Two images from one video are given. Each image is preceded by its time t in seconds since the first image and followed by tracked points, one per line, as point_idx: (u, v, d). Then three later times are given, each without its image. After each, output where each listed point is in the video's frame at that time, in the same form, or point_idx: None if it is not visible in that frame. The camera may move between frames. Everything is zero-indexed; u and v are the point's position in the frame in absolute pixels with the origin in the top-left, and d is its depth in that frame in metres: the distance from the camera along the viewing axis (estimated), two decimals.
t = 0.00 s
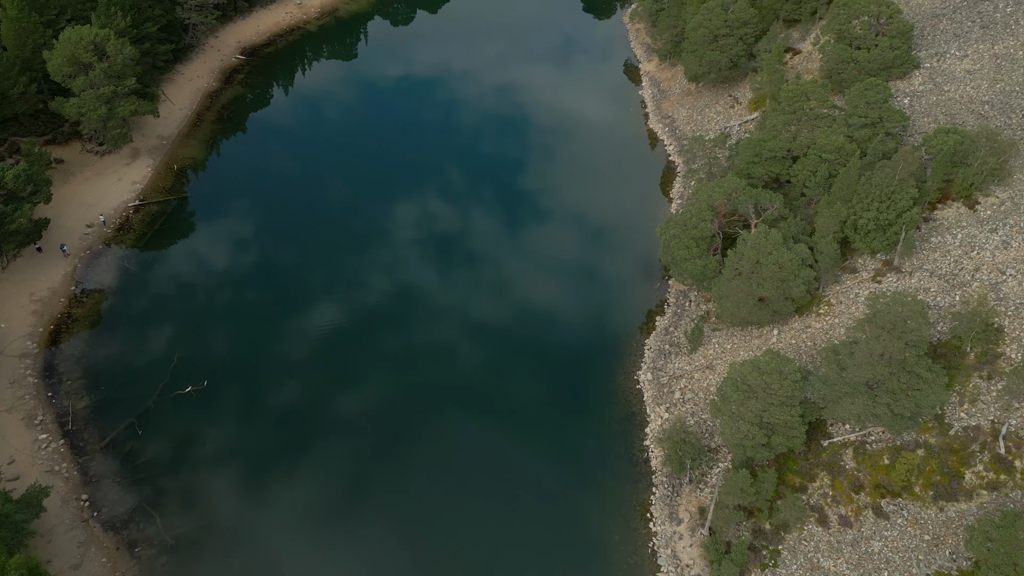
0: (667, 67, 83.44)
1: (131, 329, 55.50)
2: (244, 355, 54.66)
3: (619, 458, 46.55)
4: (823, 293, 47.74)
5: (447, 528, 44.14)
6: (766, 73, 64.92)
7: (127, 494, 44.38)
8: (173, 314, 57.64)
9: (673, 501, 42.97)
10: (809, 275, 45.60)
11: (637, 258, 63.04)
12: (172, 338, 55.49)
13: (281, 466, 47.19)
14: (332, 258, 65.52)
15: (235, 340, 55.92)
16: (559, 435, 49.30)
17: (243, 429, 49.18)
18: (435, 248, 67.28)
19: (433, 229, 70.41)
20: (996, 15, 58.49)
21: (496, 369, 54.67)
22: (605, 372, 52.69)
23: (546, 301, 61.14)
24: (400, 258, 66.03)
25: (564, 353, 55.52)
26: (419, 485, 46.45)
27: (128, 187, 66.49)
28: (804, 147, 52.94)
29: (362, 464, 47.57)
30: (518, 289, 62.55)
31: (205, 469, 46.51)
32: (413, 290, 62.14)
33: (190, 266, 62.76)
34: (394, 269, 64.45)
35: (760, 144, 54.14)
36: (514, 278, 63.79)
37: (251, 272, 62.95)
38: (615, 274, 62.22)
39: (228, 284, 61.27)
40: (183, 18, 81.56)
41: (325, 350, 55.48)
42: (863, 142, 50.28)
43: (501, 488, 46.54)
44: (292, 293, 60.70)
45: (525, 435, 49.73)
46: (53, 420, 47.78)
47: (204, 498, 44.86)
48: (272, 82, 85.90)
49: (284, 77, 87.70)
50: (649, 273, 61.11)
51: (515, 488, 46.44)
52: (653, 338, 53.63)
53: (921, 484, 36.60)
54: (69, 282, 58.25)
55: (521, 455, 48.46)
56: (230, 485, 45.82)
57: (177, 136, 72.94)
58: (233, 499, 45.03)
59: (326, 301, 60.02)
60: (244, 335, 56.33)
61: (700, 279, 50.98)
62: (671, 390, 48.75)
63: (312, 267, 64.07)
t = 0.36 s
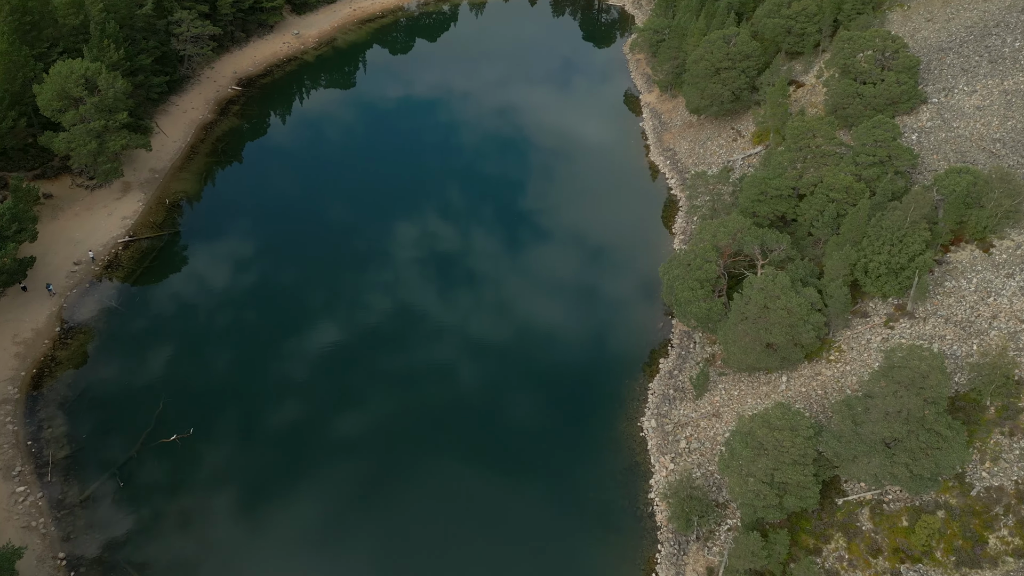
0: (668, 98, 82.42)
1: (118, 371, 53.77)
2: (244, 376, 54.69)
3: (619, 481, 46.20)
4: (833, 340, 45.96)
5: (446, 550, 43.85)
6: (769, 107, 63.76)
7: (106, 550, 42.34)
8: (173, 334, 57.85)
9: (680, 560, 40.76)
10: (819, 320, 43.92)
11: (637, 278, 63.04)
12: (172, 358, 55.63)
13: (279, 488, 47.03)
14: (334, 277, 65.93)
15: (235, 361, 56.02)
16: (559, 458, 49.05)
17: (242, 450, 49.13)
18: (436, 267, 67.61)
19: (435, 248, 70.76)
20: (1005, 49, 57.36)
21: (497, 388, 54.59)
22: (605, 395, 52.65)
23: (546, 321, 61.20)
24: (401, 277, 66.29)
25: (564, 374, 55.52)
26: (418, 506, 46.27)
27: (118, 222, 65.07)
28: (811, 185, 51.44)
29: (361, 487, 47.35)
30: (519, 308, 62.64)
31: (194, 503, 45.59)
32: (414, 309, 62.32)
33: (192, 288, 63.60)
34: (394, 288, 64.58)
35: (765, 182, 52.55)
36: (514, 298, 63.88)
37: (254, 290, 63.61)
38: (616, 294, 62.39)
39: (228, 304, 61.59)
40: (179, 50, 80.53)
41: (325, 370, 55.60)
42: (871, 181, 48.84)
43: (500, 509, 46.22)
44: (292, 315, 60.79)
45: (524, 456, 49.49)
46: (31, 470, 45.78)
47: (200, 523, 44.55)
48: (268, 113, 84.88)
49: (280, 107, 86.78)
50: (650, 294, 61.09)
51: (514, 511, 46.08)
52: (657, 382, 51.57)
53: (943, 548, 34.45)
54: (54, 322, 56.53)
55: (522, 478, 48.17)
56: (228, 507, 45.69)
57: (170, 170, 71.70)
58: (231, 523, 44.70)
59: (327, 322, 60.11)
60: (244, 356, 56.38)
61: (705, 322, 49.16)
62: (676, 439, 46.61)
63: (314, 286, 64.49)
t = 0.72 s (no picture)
0: (669, 129, 81.17)
1: (103, 414, 51.77)
2: (243, 396, 54.54)
3: (621, 502, 45.76)
4: (846, 388, 44.03)
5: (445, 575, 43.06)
6: (774, 141, 62.42)
7: None
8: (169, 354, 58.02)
9: None
10: (830, 368, 41.85)
11: (636, 297, 63.22)
12: (171, 377, 55.81)
13: (277, 507, 46.59)
14: (334, 297, 66.09)
15: (235, 381, 55.96)
16: (559, 479, 48.71)
17: (240, 471, 48.70)
18: (436, 287, 67.85)
19: (435, 269, 71.04)
20: (1014, 84, 56.13)
21: (496, 407, 54.54)
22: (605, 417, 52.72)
23: (545, 340, 61.25)
24: (401, 298, 66.48)
25: (565, 394, 55.37)
26: (418, 525, 45.87)
27: (106, 258, 63.34)
28: (819, 225, 49.67)
29: (360, 508, 46.87)
30: (519, 328, 62.77)
31: (192, 524, 45.11)
32: (414, 330, 62.40)
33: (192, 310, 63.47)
34: (395, 308, 64.75)
35: (771, 221, 50.80)
36: (514, 317, 64.03)
37: (255, 310, 63.81)
38: (614, 314, 62.68)
39: (227, 323, 61.97)
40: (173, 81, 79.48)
41: (325, 390, 55.48)
42: (882, 221, 47.15)
43: (500, 530, 45.69)
44: (292, 336, 60.72)
45: (524, 477, 49.12)
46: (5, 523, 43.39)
47: (199, 543, 44.13)
48: (264, 144, 83.66)
49: (276, 136, 85.54)
50: (650, 314, 61.22)
51: (514, 532, 45.56)
52: (661, 427, 49.55)
53: None
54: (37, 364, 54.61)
55: (522, 500, 47.62)
56: (226, 526, 45.18)
57: (161, 203, 70.18)
58: (228, 546, 44.12)
59: (327, 342, 60.08)
60: (244, 376, 56.32)
61: (712, 367, 47.30)
62: (682, 491, 44.41)
63: (314, 307, 64.65)
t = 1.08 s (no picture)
0: (671, 160, 79.77)
1: (83, 458, 49.22)
2: (241, 418, 53.18)
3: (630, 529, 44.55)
4: (861, 439, 41.99)
5: None
6: (779, 175, 60.97)
7: None
8: (172, 374, 57.03)
9: None
10: (846, 419, 39.90)
11: (638, 316, 62.54)
12: (170, 398, 54.68)
13: (277, 529, 45.05)
14: (334, 316, 65.25)
15: (232, 402, 54.63)
16: (564, 501, 47.52)
17: (238, 491, 47.32)
18: (436, 307, 67.17)
19: (436, 289, 70.33)
20: None
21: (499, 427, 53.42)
22: (609, 439, 51.79)
23: (547, 359, 60.27)
24: (402, 316, 65.71)
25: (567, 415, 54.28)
26: (423, 548, 44.41)
27: (93, 296, 61.64)
28: (829, 265, 47.77)
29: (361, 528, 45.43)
30: (521, 346, 61.87)
31: (188, 547, 43.60)
32: (415, 349, 61.49)
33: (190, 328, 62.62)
34: (395, 328, 63.82)
35: (780, 261, 48.93)
36: (515, 335, 63.14)
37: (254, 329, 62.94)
38: (617, 332, 61.91)
39: (227, 343, 61.13)
40: (167, 112, 78.26)
41: (324, 409, 54.39)
42: (895, 263, 45.33)
43: (505, 553, 44.29)
44: (292, 355, 59.79)
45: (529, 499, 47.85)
46: None
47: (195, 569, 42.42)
48: (259, 174, 82.21)
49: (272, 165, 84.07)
50: (652, 333, 60.53)
51: (519, 555, 44.11)
52: (668, 476, 47.36)
53: None
54: (19, 406, 52.51)
55: (527, 523, 46.25)
56: (224, 550, 43.56)
57: (152, 237, 68.51)
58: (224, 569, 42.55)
59: (326, 361, 59.19)
60: (242, 397, 55.01)
61: (719, 415, 45.25)
62: (690, 548, 42.02)
63: (314, 325, 63.80)
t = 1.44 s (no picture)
0: (673, 192, 78.12)
1: (63, 510, 46.98)
2: (241, 438, 53.57)
3: (630, 552, 44.57)
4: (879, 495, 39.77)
5: None
6: (784, 210, 59.39)
7: None
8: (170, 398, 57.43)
9: None
10: (863, 475, 37.72)
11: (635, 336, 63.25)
12: (168, 419, 55.26)
13: (275, 548, 45.23)
14: (334, 338, 65.86)
15: (231, 423, 55.12)
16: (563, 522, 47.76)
17: (237, 512, 47.50)
18: (435, 329, 67.79)
19: (435, 312, 70.95)
20: None
21: (498, 447, 53.87)
22: (607, 459, 52.24)
23: (546, 380, 60.97)
24: (401, 339, 66.30)
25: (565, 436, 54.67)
26: (422, 567, 44.67)
27: (79, 334, 59.82)
28: (839, 307, 45.76)
29: (361, 549, 45.60)
30: (519, 367, 62.55)
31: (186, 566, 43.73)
32: (414, 371, 62.04)
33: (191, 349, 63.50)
34: (395, 349, 64.61)
35: (788, 303, 47.06)
36: (513, 357, 63.88)
37: (255, 351, 63.55)
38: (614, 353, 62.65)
39: (227, 364, 61.95)
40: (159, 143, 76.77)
41: (324, 430, 54.81)
42: (910, 307, 43.25)
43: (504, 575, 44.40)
44: (292, 377, 60.31)
45: (528, 519, 48.09)
46: None
47: None
48: (254, 205, 80.51)
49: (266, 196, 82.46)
50: (649, 353, 61.16)
51: None
52: (674, 529, 45.09)
53: None
54: None
55: (526, 544, 46.42)
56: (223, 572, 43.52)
57: (141, 272, 66.67)
58: None
59: (326, 383, 59.77)
60: (241, 418, 55.50)
61: (728, 466, 43.04)
62: None
63: (314, 348, 64.39)
